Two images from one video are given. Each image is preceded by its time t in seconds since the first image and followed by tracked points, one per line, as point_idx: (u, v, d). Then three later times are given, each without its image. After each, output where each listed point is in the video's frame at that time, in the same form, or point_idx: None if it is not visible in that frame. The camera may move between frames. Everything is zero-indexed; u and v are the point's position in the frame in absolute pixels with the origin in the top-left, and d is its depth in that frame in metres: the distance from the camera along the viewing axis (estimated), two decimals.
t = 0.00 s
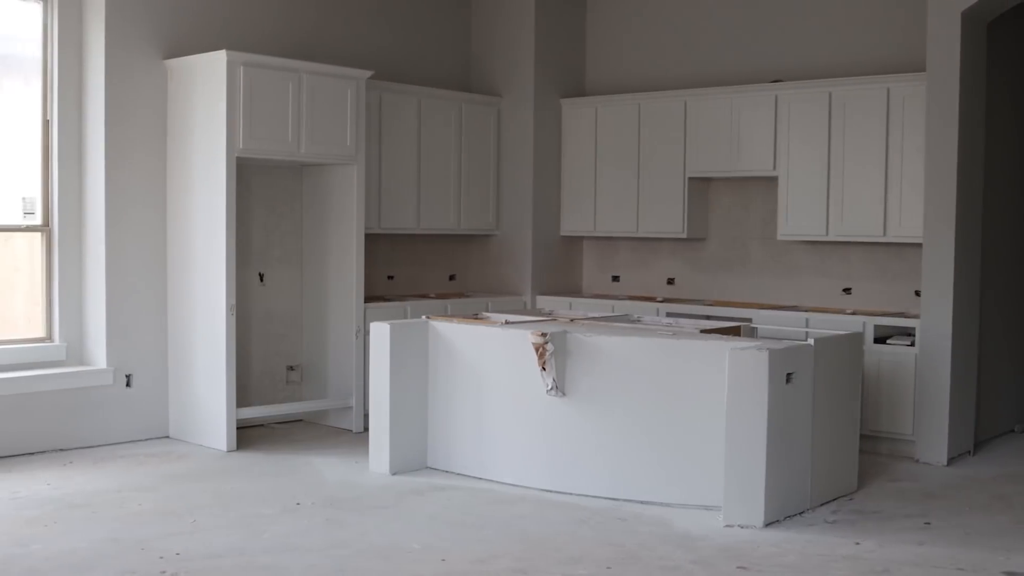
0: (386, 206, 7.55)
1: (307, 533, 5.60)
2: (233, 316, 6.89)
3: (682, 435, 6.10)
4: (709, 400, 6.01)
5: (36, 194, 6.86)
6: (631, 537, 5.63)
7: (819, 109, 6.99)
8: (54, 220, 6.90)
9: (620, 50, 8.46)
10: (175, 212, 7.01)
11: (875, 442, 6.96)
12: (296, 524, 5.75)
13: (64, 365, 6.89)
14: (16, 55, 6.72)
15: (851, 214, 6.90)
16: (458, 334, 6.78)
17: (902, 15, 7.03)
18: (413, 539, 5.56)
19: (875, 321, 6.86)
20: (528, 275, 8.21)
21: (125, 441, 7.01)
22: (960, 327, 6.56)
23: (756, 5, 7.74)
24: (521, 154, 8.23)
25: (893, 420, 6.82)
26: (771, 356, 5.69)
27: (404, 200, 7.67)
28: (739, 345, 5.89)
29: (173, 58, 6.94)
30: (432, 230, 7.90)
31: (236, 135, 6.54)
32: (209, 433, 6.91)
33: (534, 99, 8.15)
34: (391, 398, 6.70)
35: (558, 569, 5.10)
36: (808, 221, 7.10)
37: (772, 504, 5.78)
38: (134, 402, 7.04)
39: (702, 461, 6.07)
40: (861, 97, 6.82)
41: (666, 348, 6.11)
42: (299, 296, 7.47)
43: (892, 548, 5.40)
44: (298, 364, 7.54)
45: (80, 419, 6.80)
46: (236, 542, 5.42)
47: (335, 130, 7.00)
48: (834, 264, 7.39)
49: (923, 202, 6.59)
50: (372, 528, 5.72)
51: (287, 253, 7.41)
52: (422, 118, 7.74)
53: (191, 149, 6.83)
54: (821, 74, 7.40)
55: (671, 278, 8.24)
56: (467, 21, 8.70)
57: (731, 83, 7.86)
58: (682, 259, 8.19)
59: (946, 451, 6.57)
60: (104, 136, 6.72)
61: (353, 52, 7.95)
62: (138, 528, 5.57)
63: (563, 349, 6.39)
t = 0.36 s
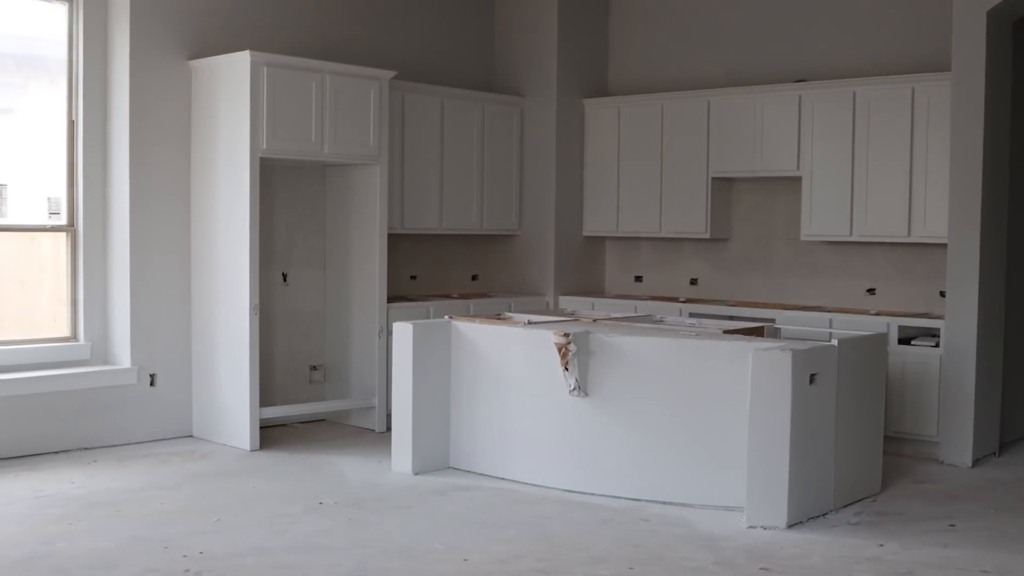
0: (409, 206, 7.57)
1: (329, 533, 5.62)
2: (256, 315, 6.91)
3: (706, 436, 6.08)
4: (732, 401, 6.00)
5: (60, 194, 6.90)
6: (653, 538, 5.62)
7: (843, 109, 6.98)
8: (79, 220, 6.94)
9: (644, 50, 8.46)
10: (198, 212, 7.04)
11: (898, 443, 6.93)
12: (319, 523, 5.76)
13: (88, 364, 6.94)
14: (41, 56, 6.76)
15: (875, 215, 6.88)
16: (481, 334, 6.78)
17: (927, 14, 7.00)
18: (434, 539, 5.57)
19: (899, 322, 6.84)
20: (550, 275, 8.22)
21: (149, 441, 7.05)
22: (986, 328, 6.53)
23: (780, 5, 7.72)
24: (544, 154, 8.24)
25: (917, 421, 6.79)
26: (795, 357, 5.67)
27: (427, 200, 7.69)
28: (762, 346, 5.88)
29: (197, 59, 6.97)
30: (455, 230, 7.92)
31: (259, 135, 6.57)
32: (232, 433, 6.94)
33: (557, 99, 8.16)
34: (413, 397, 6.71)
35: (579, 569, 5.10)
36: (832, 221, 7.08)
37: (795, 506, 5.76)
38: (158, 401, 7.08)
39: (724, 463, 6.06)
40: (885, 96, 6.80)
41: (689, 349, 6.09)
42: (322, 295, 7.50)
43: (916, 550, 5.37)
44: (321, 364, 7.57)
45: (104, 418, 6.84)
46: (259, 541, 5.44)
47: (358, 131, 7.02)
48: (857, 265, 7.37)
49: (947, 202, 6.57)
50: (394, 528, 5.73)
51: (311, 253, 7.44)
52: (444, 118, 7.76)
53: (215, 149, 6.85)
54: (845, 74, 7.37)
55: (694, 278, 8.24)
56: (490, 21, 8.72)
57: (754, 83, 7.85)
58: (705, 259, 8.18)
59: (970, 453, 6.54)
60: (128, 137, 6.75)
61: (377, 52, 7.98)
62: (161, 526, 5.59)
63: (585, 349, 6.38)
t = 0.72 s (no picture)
0: (432, 206, 7.60)
1: (352, 532, 5.62)
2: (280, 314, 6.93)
3: (729, 436, 6.06)
4: (756, 402, 5.98)
5: (86, 194, 6.94)
6: (676, 538, 5.61)
7: (869, 109, 6.96)
8: (104, 220, 6.97)
9: (668, 50, 8.46)
10: (223, 212, 7.06)
11: (923, 445, 6.90)
12: (343, 522, 5.76)
13: (113, 364, 6.97)
14: (67, 56, 6.80)
15: (901, 215, 6.86)
16: (504, 333, 6.78)
17: (954, 14, 6.98)
18: (457, 539, 5.57)
19: (924, 323, 6.81)
20: (574, 275, 8.23)
21: (173, 440, 7.08)
22: (1012, 329, 6.49)
23: (805, 5, 7.71)
24: (568, 154, 8.25)
25: (942, 423, 6.76)
26: (820, 358, 5.65)
27: (451, 200, 7.72)
28: (787, 347, 5.85)
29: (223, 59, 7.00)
30: (478, 230, 7.94)
31: (284, 136, 6.59)
32: (256, 432, 6.96)
33: (581, 99, 8.17)
34: (436, 397, 6.72)
35: (603, 569, 5.09)
36: (857, 221, 7.06)
37: (819, 507, 5.73)
38: (182, 400, 7.11)
39: (748, 463, 6.03)
40: (911, 96, 6.78)
41: (713, 349, 6.07)
42: (346, 295, 7.53)
43: (941, 552, 5.34)
44: (345, 364, 7.60)
45: (128, 417, 6.87)
46: (282, 540, 5.45)
47: (382, 131, 7.03)
48: (882, 265, 7.35)
49: (973, 203, 6.54)
50: (417, 527, 5.73)
51: (336, 253, 7.49)
52: (468, 118, 7.78)
53: (239, 149, 6.88)
54: (872, 73, 7.34)
55: (718, 278, 8.23)
56: (514, 21, 8.73)
57: (779, 83, 7.84)
58: (730, 259, 8.18)
59: (996, 455, 6.50)
60: (153, 137, 6.79)
61: (402, 53, 8.00)
62: (184, 525, 5.61)
63: (608, 349, 6.35)
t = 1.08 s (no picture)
0: (457, 206, 7.61)
1: (376, 532, 5.62)
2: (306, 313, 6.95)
3: (754, 437, 6.03)
4: (780, 403, 5.95)
5: (112, 194, 6.98)
6: (700, 539, 5.59)
7: (895, 109, 6.94)
8: (130, 220, 7.01)
9: (693, 51, 8.46)
10: (248, 212, 7.09)
11: (949, 447, 6.88)
12: (367, 522, 5.77)
13: (139, 363, 7.01)
14: (94, 57, 6.84)
15: (927, 215, 6.84)
16: (530, 333, 6.78)
17: (982, 14, 6.95)
18: (481, 539, 5.56)
19: (951, 324, 6.79)
20: (598, 276, 8.23)
21: (199, 439, 7.11)
22: None
23: (832, 5, 7.69)
24: (592, 155, 8.26)
25: (968, 424, 6.73)
26: (845, 359, 5.62)
27: (475, 200, 7.73)
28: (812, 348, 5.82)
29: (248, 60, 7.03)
30: (503, 230, 7.95)
31: (309, 136, 6.61)
32: (280, 432, 6.98)
33: (606, 99, 8.17)
34: (461, 397, 6.73)
35: (627, 570, 5.08)
36: (882, 222, 7.04)
37: (845, 508, 5.70)
38: (208, 400, 7.14)
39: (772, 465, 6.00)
40: (937, 96, 6.75)
41: (738, 350, 6.05)
42: (371, 294, 7.55)
43: (968, 555, 5.31)
44: (369, 364, 7.63)
45: (153, 417, 6.90)
46: (307, 540, 5.45)
47: (407, 131, 7.05)
48: (908, 266, 7.32)
49: (1001, 203, 6.51)
50: (441, 527, 5.73)
51: (360, 254, 7.52)
52: (492, 119, 7.80)
53: (264, 150, 6.90)
54: (898, 73, 7.32)
55: (743, 279, 8.23)
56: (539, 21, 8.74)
57: (805, 83, 7.83)
58: (755, 260, 8.17)
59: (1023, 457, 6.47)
60: (179, 138, 6.82)
61: (428, 53, 8.03)
62: (210, 524, 5.62)
63: (632, 350, 6.32)
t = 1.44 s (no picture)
0: (485, 206, 7.63)
1: (404, 531, 5.62)
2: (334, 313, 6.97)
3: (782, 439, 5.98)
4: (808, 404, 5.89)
5: (142, 194, 7.02)
6: (728, 540, 5.56)
7: (926, 108, 6.91)
8: (159, 220, 7.05)
9: (721, 51, 8.46)
10: (277, 212, 7.13)
11: (979, 449, 6.84)
12: (395, 521, 5.76)
13: (168, 363, 7.05)
14: (125, 58, 6.88)
15: (958, 215, 6.80)
16: (558, 334, 6.78)
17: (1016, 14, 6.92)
18: (508, 539, 5.55)
19: (982, 325, 6.76)
20: (627, 276, 8.24)
21: (228, 438, 7.15)
22: None
23: (862, 5, 7.67)
24: (620, 155, 8.26)
25: (998, 427, 6.70)
26: (875, 359, 5.56)
27: (503, 200, 7.75)
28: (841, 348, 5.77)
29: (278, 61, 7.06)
30: (530, 230, 7.96)
31: (337, 137, 6.63)
32: (308, 431, 7.01)
33: (633, 99, 8.17)
34: (489, 397, 6.73)
35: (656, 569, 5.06)
36: (913, 222, 7.01)
37: (873, 511, 5.65)
38: (236, 400, 7.17)
39: (800, 467, 5.96)
40: (969, 95, 6.72)
41: (766, 351, 6.00)
42: (399, 294, 7.57)
43: (999, 559, 5.27)
44: (397, 364, 7.66)
45: (182, 416, 6.94)
46: (335, 539, 5.45)
47: (435, 132, 7.07)
48: (937, 267, 7.30)
49: None
50: (469, 527, 5.72)
51: (388, 254, 7.55)
52: (520, 119, 7.81)
53: (293, 150, 6.93)
54: (929, 74, 7.30)
55: (772, 279, 8.22)
56: (567, 22, 8.74)
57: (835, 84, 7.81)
58: (783, 260, 8.15)
59: None
60: (208, 138, 6.85)
61: (457, 54, 8.05)
62: (238, 522, 5.63)
63: (661, 350, 6.28)
